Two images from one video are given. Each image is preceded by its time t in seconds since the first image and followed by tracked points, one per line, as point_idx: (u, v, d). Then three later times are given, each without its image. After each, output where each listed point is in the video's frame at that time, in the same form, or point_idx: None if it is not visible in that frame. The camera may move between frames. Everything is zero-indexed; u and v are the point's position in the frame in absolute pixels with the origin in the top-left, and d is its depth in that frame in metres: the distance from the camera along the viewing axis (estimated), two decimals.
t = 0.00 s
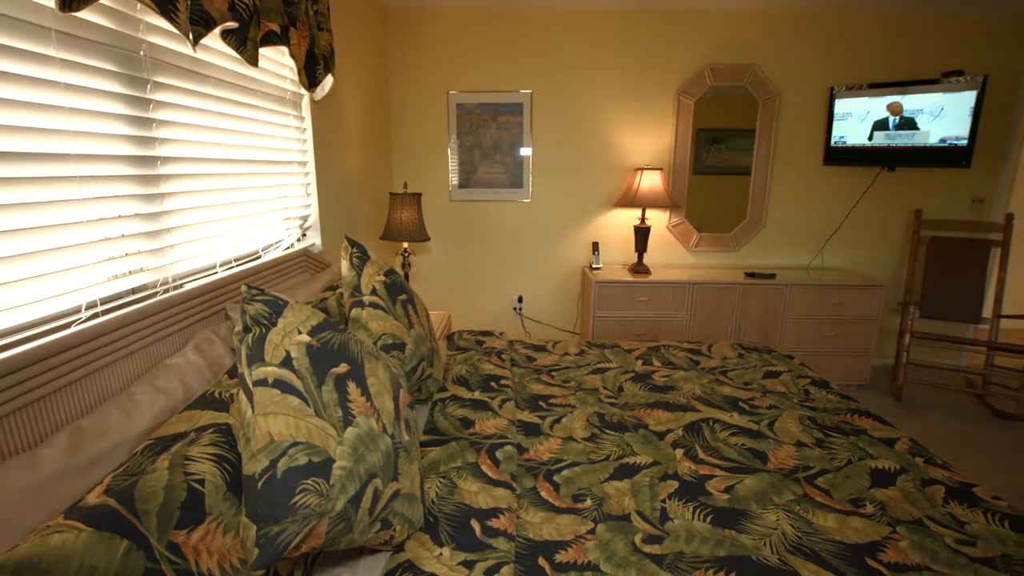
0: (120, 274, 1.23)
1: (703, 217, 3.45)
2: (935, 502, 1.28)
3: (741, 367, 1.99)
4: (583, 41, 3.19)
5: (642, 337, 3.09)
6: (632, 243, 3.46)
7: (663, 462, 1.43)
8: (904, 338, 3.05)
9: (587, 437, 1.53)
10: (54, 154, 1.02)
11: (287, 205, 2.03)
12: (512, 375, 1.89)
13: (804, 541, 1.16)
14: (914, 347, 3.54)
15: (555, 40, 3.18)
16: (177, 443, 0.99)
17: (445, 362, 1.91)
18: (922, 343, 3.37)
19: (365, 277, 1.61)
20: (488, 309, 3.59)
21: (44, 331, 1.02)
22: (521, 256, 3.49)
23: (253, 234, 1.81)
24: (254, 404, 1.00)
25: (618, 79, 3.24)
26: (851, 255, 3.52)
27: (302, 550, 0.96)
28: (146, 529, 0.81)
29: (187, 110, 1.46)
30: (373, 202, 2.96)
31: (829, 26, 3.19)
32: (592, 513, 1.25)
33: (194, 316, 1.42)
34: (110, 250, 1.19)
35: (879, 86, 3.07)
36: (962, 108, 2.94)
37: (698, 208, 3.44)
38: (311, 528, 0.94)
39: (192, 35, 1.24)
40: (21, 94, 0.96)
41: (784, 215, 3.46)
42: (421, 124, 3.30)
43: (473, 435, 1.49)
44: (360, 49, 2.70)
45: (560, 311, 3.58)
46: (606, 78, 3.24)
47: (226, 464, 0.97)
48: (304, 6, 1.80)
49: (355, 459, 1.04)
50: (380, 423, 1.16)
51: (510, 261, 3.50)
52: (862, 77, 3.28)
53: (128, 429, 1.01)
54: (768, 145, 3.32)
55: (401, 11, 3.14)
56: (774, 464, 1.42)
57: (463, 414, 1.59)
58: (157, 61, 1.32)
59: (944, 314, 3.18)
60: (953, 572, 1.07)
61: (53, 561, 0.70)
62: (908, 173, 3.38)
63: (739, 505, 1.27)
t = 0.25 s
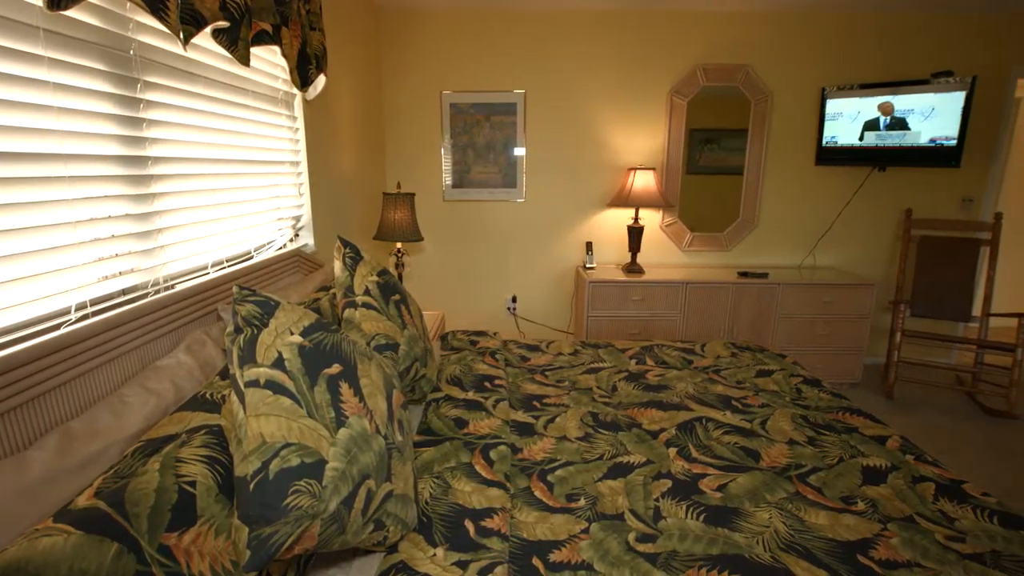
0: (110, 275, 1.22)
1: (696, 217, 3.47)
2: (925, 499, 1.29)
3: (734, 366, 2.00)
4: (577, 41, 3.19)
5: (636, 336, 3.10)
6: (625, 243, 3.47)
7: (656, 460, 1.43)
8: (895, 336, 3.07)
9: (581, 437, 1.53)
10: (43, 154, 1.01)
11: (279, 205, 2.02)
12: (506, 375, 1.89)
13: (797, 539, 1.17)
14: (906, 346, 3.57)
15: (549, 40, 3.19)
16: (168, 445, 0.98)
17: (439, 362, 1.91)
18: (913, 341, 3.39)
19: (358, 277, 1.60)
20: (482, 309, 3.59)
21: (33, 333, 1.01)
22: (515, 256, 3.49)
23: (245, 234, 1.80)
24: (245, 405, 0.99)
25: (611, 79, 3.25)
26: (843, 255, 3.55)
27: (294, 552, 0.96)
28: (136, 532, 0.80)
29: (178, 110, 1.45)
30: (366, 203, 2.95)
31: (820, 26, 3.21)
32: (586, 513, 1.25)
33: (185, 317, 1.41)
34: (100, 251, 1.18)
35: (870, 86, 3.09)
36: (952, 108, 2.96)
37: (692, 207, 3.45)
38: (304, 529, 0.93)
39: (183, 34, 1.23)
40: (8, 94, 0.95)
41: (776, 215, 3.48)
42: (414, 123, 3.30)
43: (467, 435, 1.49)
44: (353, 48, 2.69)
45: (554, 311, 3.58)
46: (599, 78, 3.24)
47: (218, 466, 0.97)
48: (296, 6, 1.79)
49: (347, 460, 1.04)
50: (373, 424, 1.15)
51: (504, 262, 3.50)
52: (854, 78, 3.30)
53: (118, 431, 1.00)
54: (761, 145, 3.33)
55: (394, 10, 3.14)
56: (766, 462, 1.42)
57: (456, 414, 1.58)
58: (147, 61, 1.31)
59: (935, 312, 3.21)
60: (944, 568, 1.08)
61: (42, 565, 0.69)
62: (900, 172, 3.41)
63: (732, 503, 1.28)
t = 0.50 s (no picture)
0: (100, 276, 1.20)
1: (689, 216, 3.48)
2: (916, 496, 1.30)
3: (727, 365, 2.01)
4: (570, 41, 3.20)
5: (630, 336, 3.10)
6: (619, 242, 3.48)
7: (649, 460, 1.43)
8: (887, 335, 3.09)
9: (575, 437, 1.53)
10: (31, 154, 1.00)
11: (271, 205, 2.01)
12: (500, 375, 1.89)
13: (789, 536, 1.17)
14: (898, 344, 3.59)
15: (542, 40, 3.19)
16: (159, 447, 0.97)
17: (433, 362, 1.90)
18: (904, 340, 3.42)
19: (351, 278, 1.60)
20: (476, 309, 3.58)
21: (21, 335, 0.99)
22: (509, 256, 3.49)
23: (237, 234, 1.79)
24: (237, 407, 0.99)
25: (605, 79, 3.25)
26: (834, 254, 3.57)
27: (287, 553, 0.96)
28: (127, 534, 0.79)
29: (169, 110, 1.44)
30: (359, 203, 2.94)
31: (812, 27, 3.23)
32: (579, 512, 1.25)
33: (177, 318, 1.40)
34: (90, 252, 1.17)
35: (860, 86, 3.11)
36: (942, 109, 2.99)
37: (685, 207, 3.46)
38: (296, 531, 0.93)
39: (173, 34, 1.22)
40: None
41: (768, 214, 3.50)
42: (407, 123, 3.29)
43: (460, 436, 1.49)
44: (346, 48, 2.68)
45: (548, 311, 3.59)
46: (592, 79, 3.25)
47: (210, 468, 0.96)
48: (288, 5, 1.78)
49: (340, 461, 1.04)
50: (366, 425, 1.15)
51: (498, 262, 3.50)
52: (845, 78, 3.32)
53: (109, 433, 0.99)
54: (753, 145, 3.35)
55: (387, 10, 3.13)
56: (759, 460, 1.43)
57: (450, 414, 1.58)
58: (137, 60, 1.30)
59: (926, 311, 3.24)
60: (934, 564, 1.09)
61: (31, 569, 0.68)
62: (891, 172, 3.44)
63: (725, 501, 1.28)
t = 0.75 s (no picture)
0: (87, 277, 1.19)
1: (680, 216, 3.49)
2: (904, 493, 1.31)
3: (718, 364, 2.02)
4: (561, 41, 3.20)
5: (622, 335, 3.11)
6: (610, 242, 3.49)
7: (641, 458, 1.44)
8: (875, 333, 3.12)
9: (567, 436, 1.53)
10: (15, 155, 0.99)
11: (261, 205, 2.00)
12: (492, 375, 1.89)
13: (779, 534, 1.18)
14: (887, 342, 3.63)
15: (534, 40, 3.19)
16: (148, 450, 0.96)
17: (424, 363, 1.90)
18: (893, 338, 3.45)
19: (342, 278, 1.59)
20: (469, 309, 3.58)
21: (7, 337, 0.98)
22: (501, 256, 3.49)
23: (226, 235, 1.78)
24: (226, 408, 0.98)
25: (596, 79, 3.26)
26: (824, 253, 3.60)
27: (277, 556, 0.95)
28: (114, 538, 0.78)
29: (156, 109, 1.42)
30: (350, 203, 2.93)
31: (801, 28, 3.25)
32: (572, 511, 1.25)
33: (165, 319, 1.38)
34: (76, 253, 1.16)
35: (849, 87, 3.14)
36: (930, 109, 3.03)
37: (676, 207, 3.48)
38: (286, 533, 0.93)
39: (161, 33, 1.21)
40: None
41: (759, 214, 3.52)
42: (398, 123, 3.28)
43: (452, 436, 1.49)
44: (336, 48, 2.67)
45: (541, 311, 3.59)
46: (584, 79, 3.26)
47: (199, 471, 0.95)
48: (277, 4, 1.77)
49: (331, 462, 1.03)
50: (357, 426, 1.15)
51: (490, 262, 3.50)
52: (834, 79, 3.35)
53: (96, 436, 0.98)
54: (743, 145, 3.37)
55: (377, 9, 3.11)
56: (749, 458, 1.44)
57: (442, 414, 1.58)
58: (124, 59, 1.28)
59: (914, 309, 3.27)
60: (922, 560, 1.10)
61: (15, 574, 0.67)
62: (879, 172, 3.47)
63: (716, 499, 1.29)
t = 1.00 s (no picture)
0: (72, 279, 1.18)
1: (671, 216, 3.51)
2: (891, 489, 1.33)
3: (708, 363, 2.03)
4: (552, 42, 3.21)
5: (613, 334, 3.12)
6: (601, 242, 3.49)
7: (632, 457, 1.44)
8: (863, 331, 3.15)
9: (558, 436, 1.54)
10: None
11: (250, 206, 1.98)
12: (483, 375, 1.88)
13: (769, 531, 1.19)
14: (875, 340, 3.67)
15: (525, 40, 3.19)
16: (135, 453, 0.95)
17: (416, 363, 1.89)
18: (881, 335, 3.49)
19: (332, 279, 1.58)
20: (460, 309, 3.58)
21: None
22: (493, 256, 3.49)
23: (215, 236, 1.76)
24: (213, 411, 0.97)
25: (587, 79, 3.27)
26: (813, 252, 3.63)
27: (266, 559, 0.95)
28: (100, 542, 0.77)
29: (143, 109, 1.41)
30: (341, 203, 2.92)
31: (790, 28, 3.28)
32: (563, 510, 1.25)
33: (152, 321, 1.37)
34: (61, 254, 1.14)
35: (837, 87, 3.16)
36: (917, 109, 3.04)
37: (667, 207, 3.49)
38: (275, 535, 0.92)
39: (146, 32, 1.20)
40: None
41: (749, 213, 3.55)
42: (389, 123, 3.27)
43: (444, 436, 1.48)
44: (326, 47, 2.66)
45: (533, 311, 3.59)
46: (575, 79, 3.26)
47: (187, 473, 0.95)
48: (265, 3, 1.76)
49: (320, 464, 1.03)
50: (347, 427, 1.14)
51: (482, 262, 3.50)
52: (822, 79, 3.38)
53: (82, 439, 0.97)
54: (733, 145, 3.39)
55: (367, 9, 3.10)
56: (739, 456, 1.44)
57: (433, 415, 1.57)
58: (109, 58, 1.27)
59: (901, 307, 3.31)
60: (909, 555, 1.11)
61: None
62: (867, 172, 3.51)
63: (706, 497, 1.30)
